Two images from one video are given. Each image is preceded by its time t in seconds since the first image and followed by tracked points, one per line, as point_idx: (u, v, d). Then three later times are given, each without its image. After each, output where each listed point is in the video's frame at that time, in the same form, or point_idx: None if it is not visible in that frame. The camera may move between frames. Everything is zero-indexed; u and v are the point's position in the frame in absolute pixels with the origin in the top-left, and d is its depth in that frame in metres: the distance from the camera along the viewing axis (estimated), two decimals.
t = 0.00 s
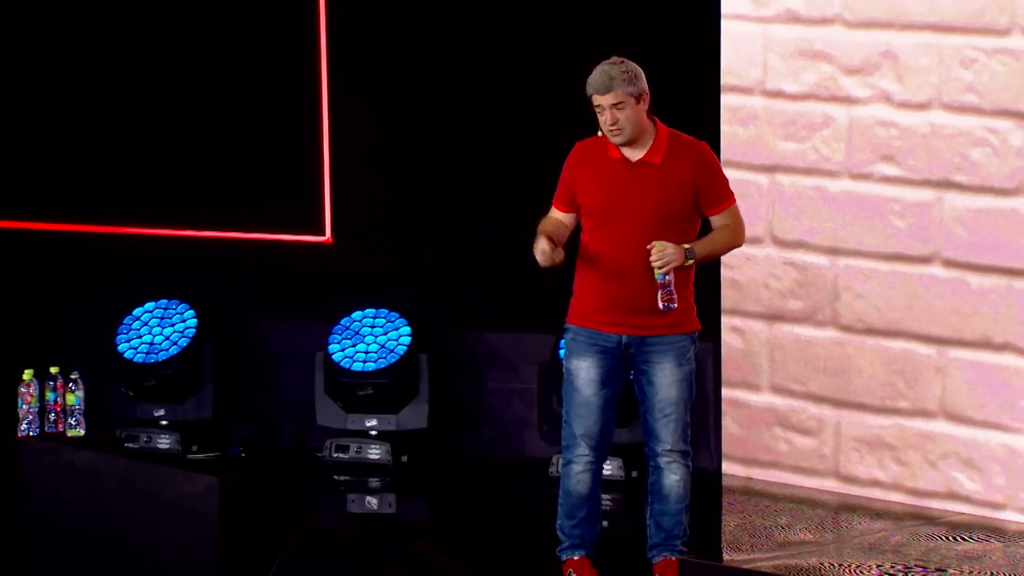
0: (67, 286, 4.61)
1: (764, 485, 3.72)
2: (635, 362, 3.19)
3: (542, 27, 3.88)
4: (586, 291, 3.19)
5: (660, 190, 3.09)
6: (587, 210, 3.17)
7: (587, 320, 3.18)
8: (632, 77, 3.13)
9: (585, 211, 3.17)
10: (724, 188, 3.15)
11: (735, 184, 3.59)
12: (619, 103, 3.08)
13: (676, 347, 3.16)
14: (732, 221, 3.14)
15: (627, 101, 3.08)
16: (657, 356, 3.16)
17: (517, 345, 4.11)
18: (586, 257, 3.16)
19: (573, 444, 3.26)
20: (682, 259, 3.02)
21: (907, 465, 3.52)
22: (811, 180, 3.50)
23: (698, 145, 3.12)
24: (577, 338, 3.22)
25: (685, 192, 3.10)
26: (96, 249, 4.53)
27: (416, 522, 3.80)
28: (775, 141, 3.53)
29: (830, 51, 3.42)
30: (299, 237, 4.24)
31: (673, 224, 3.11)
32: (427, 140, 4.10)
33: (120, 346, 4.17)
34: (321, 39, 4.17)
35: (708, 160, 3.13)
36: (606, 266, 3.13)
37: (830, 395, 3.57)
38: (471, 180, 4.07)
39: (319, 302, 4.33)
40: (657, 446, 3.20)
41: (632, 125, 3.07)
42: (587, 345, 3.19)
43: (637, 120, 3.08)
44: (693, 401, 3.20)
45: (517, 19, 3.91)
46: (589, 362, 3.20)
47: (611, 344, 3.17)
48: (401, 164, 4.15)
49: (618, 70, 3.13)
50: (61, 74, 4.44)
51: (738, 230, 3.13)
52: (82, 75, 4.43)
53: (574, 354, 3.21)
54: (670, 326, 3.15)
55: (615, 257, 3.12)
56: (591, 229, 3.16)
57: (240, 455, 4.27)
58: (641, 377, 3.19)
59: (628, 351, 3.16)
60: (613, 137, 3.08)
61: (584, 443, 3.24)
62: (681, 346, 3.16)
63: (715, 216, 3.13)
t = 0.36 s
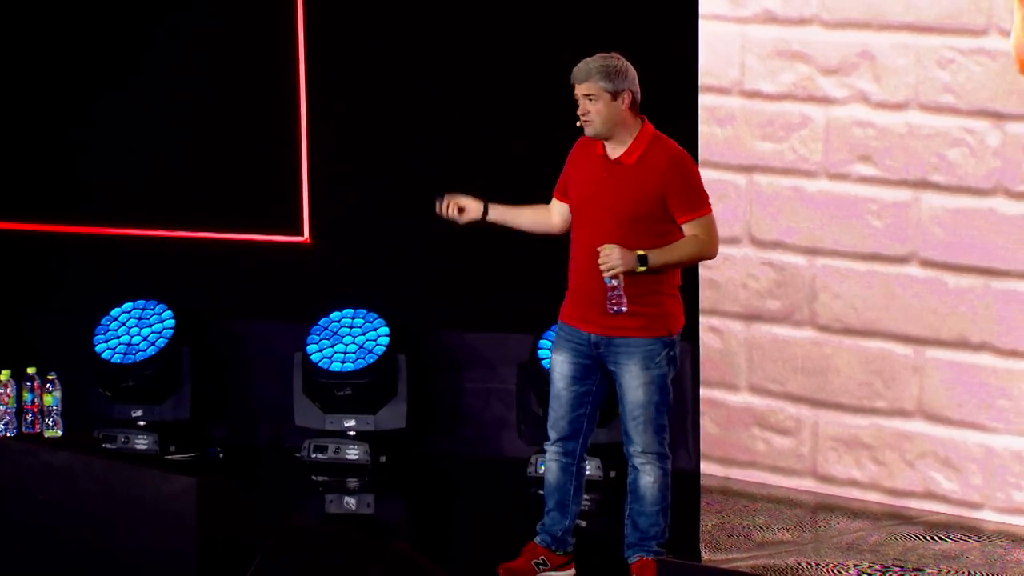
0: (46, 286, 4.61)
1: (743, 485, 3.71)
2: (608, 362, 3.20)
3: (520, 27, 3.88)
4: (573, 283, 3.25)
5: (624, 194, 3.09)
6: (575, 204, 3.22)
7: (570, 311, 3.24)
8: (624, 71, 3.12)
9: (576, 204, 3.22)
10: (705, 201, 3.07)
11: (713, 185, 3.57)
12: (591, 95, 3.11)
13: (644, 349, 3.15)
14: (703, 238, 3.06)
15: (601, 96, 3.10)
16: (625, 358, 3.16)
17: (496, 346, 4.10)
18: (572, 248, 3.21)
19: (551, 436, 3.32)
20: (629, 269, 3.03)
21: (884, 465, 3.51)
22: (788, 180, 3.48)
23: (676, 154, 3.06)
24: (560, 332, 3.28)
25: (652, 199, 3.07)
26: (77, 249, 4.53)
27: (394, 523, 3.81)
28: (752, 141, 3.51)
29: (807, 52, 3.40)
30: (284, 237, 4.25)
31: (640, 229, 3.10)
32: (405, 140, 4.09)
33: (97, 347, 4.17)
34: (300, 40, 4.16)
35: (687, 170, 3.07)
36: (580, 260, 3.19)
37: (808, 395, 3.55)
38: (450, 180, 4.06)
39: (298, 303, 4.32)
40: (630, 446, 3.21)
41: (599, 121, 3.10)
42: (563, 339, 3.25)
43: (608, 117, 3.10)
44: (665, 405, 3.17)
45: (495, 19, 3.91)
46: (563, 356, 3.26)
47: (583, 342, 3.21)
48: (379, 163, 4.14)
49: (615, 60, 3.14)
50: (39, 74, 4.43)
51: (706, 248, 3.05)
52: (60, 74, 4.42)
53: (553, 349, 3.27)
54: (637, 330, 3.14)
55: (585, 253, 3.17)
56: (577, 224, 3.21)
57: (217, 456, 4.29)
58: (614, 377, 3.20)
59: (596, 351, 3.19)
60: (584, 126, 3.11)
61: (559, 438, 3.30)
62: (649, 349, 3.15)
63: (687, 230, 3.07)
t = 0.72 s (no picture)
0: (37, 284, 4.60)
1: (728, 486, 3.60)
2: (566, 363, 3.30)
3: (510, 26, 3.87)
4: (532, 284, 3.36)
5: (575, 188, 3.22)
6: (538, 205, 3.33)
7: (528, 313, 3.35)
8: (582, 65, 3.29)
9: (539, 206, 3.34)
10: (655, 194, 3.17)
11: (696, 185, 3.51)
12: (546, 87, 3.28)
13: (599, 347, 3.24)
14: (649, 229, 3.15)
15: (555, 88, 3.27)
16: (581, 356, 3.26)
17: (486, 348, 4.09)
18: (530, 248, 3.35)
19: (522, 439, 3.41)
20: (571, 260, 3.15)
21: (870, 465, 3.33)
22: (774, 180, 3.36)
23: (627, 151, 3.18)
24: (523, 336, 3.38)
25: (601, 192, 3.20)
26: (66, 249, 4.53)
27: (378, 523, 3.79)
28: (738, 142, 3.41)
29: (792, 52, 3.26)
30: (268, 238, 4.25)
31: (590, 221, 3.22)
32: (396, 141, 4.09)
33: (83, 347, 4.17)
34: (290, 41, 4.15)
35: (638, 166, 3.18)
36: (536, 258, 3.30)
37: (795, 395, 3.43)
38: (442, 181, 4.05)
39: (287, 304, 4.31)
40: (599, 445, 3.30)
41: (553, 111, 3.26)
42: (527, 343, 3.35)
43: (561, 107, 3.26)
44: (626, 401, 3.27)
45: (487, 19, 3.90)
46: (527, 358, 3.36)
47: (543, 343, 3.32)
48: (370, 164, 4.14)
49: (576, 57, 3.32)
50: (33, 72, 4.45)
51: (650, 239, 3.14)
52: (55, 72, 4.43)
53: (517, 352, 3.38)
54: (590, 325, 3.24)
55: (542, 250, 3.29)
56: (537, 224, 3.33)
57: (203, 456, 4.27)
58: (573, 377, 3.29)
59: (555, 351, 3.29)
60: (541, 119, 3.29)
61: (528, 438, 3.39)
62: (604, 347, 3.24)
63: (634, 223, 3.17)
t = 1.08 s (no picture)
0: (38, 283, 4.61)
1: (730, 485, 3.64)
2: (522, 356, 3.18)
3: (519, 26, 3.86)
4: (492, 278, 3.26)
5: (536, 181, 3.10)
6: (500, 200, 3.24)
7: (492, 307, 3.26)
8: (545, 62, 3.17)
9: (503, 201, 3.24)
10: (616, 193, 3.05)
11: (697, 184, 3.58)
12: (509, 82, 3.17)
13: (551, 338, 3.12)
14: (603, 227, 3.03)
15: (518, 82, 3.16)
16: (535, 350, 3.14)
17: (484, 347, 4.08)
18: (491, 242, 3.26)
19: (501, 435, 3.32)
20: (526, 255, 3.02)
21: (870, 464, 3.42)
22: (774, 179, 3.44)
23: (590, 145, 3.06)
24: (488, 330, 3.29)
25: (562, 186, 3.07)
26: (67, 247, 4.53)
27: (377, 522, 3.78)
28: (740, 141, 3.48)
29: (792, 52, 3.36)
30: (264, 237, 4.25)
31: (549, 215, 3.09)
32: (395, 141, 4.08)
33: (83, 346, 4.16)
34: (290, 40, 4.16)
35: (600, 163, 3.05)
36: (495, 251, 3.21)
37: (795, 395, 3.50)
38: (442, 180, 4.05)
39: (286, 304, 4.31)
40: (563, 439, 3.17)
41: (517, 106, 3.15)
42: (489, 337, 3.27)
43: (525, 102, 3.15)
44: (580, 394, 3.13)
45: (484, 19, 3.90)
46: (491, 353, 3.27)
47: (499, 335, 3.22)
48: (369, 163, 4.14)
49: (540, 57, 3.19)
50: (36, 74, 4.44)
51: (603, 237, 3.02)
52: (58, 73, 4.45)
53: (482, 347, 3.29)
54: (544, 320, 3.12)
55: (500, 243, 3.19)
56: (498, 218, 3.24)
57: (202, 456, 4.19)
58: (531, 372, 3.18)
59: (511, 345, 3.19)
60: (503, 114, 3.18)
61: (508, 434, 3.29)
62: (556, 338, 3.12)
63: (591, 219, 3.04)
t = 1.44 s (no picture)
0: (51, 284, 4.62)
1: (743, 486, 3.64)
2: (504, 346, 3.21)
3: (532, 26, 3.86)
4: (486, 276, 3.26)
5: (510, 174, 3.11)
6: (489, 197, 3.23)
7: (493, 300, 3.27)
8: (530, 59, 3.17)
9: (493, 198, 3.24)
10: (581, 185, 3.05)
11: (712, 184, 3.51)
12: (490, 77, 3.17)
13: (517, 334, 3.14)
14: (568, 217, 3.04)
15: (500, 77, 3.16)
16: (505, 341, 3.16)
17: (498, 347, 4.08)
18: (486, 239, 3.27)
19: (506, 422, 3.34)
20: (495, 252, 3.06)
21: (884, 465, 3.42)
22: (788, 180, 3.42)
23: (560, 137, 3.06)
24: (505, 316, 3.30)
25: (533, 179, 3.07)
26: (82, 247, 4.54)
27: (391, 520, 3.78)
28: (753, 141, 3.45)
29: (807, 52, 3.34)
30: (274, 237, 4.22)
31: (526, 208, 3.10)
32: (409, 141, 4.09)
33: (98, 344, 4.16)
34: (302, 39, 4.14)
35: (570, 155, 3.05)
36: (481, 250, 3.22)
37: (809, 395, 3.48)
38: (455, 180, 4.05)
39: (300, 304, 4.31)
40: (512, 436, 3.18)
41: (497, 101, 3.16)
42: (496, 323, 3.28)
43: (504, 99, 3.15)
44: (530, 396, 3.13)
45: (495, 18, 3.90)
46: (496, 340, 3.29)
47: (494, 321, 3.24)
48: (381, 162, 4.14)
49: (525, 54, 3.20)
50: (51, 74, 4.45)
51: (566, 228, 3.03)
52: (72, 72, 4.47)
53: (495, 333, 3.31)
54: (517, 315, 3.13)
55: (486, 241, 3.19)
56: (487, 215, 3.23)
57: (216, 456, 4.24)
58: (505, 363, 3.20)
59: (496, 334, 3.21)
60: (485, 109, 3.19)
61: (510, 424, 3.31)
62: (522, 334, 3.13)
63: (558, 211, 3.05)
